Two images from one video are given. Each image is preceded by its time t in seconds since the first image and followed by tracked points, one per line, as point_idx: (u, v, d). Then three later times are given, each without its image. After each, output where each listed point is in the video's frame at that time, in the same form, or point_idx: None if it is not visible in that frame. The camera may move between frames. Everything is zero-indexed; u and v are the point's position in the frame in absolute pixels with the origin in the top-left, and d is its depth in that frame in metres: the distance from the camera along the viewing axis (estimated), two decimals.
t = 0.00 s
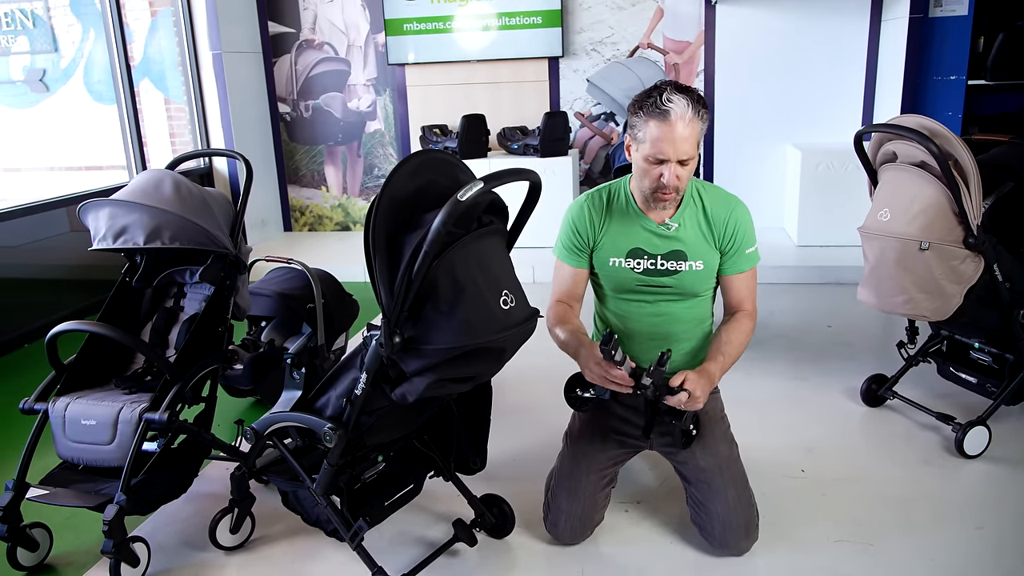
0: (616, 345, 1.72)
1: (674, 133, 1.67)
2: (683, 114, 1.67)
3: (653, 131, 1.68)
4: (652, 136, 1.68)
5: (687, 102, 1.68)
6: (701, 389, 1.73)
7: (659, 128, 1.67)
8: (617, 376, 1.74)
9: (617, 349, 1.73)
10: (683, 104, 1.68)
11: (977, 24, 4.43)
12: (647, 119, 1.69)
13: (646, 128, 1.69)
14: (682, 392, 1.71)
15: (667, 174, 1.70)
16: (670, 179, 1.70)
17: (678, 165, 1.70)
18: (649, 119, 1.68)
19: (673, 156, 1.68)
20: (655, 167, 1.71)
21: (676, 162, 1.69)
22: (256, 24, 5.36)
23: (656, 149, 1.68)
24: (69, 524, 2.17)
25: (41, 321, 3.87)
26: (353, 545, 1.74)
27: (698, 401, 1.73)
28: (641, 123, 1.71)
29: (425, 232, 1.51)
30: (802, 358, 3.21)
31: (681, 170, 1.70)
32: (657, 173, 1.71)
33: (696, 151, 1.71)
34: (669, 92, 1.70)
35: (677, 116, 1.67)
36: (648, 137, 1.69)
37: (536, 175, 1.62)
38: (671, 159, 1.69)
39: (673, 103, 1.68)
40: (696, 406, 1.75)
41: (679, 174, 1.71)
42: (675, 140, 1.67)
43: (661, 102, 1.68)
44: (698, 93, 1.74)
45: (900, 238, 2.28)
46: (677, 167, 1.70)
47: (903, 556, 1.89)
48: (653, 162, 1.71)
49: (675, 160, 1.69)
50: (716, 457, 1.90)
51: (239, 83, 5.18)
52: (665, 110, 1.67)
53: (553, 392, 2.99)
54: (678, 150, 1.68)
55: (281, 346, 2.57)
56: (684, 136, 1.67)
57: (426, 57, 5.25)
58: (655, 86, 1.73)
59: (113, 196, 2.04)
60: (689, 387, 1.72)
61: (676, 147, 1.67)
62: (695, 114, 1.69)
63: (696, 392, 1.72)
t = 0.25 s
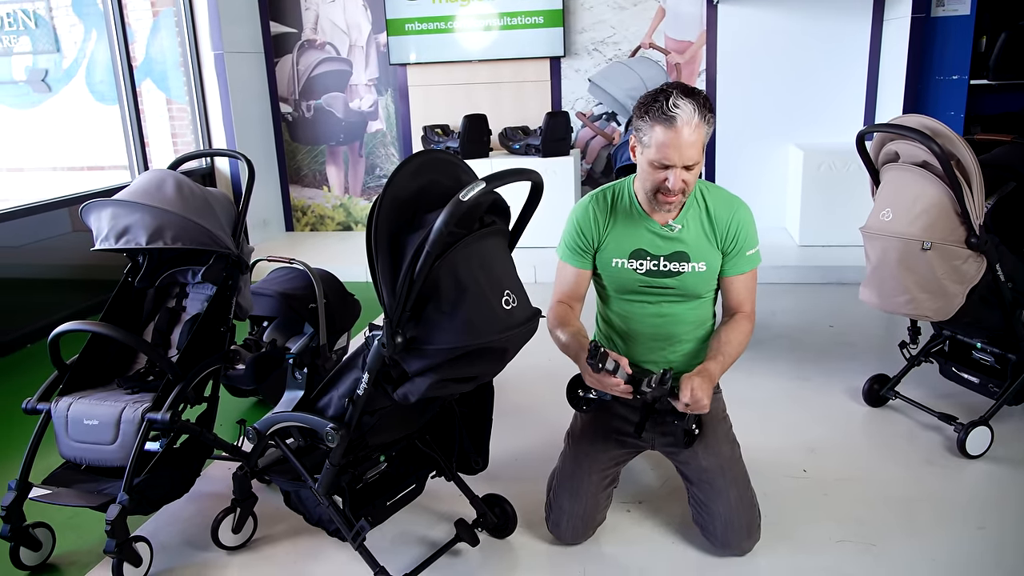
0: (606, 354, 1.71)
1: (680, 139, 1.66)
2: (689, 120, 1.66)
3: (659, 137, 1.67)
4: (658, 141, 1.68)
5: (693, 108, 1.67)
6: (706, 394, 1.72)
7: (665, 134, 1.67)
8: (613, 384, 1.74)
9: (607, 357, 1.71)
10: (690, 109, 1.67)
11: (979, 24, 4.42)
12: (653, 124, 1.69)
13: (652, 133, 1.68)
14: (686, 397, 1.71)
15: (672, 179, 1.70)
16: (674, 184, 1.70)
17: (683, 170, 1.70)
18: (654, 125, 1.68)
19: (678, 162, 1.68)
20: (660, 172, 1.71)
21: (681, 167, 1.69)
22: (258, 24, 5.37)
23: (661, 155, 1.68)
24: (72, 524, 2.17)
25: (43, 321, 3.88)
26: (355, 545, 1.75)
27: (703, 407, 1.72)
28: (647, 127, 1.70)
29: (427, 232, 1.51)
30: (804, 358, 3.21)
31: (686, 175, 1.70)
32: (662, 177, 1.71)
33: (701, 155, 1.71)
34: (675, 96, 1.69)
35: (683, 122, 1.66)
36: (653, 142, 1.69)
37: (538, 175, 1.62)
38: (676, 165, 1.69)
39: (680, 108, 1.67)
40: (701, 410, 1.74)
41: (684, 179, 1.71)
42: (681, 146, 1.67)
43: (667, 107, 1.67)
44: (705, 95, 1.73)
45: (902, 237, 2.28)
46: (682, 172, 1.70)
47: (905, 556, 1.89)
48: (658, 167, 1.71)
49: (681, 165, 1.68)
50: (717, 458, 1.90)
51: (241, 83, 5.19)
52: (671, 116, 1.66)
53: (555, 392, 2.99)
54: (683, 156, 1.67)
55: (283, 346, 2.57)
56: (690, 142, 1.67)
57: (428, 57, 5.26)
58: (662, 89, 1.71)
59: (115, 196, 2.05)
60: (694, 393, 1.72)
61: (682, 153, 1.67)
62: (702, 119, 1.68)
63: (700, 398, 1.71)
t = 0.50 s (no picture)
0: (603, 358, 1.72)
1: (681, 140, 1.66)
2: (691, 122, 1.66)
3: (661, 139, 1.68)
4: (660, 142, 1.68)
5: (696, 110, 1.67)
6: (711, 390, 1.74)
7: (667, 136, 1.67)
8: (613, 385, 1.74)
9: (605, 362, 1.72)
10: (692, 111, 1.66)
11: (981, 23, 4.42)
12: (655, 126, 1.69)
13: (654, 135, 1.69)
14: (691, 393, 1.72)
15: (674, 181, 1.70)
16: (676, 185, 1.70)
17: (685, 171, 1.70)
18: (657, 126, 1.68)
19: (679, 164, 1.68)
20: (662, 173, 1.71)
21: (683, 168, 1.69)
22: (260, 24, 5.37)
23: (663, 157, 1.68)
24: (75, 524, 2.18)
25: (46, 321, 3.88)
26: (358, 545, 1.75)
27: (708, 402, 1.73)
28: (649, 129, 1.71)
29: (430, 233, 1.52)
30: (806, 358, 3.21)
31: (688, 176, 1.70)
32: (663, 179, 1.72)
33: (704, 157, 1.71)
34: (678, 97, 1.69)
35: (685, 124, 1.66)
36: (655, 143, 1.69)
37: (541, 175, 1.62)
38: (678, 167, 1.69)
39: (682, 110, 1.67)
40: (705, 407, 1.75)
41: (686, 181, 1.71)
42: (682, 148, 1.67)
43: (669, 109, 1.67)
44: (708, 97, 1.72)
45: (904, 237, 2.28)
46: (684, 174, 1.70)
47: (907, 556, 1.89)
48: (660, 168, 1.71)
49: (682, 167, 1.69)
50: (720, 457, 1.90)
51: (243, 83, 5.19)
52: (673, 118, 1.66)
53: (557, 391, 2.99)
54: (685, 157, 1.67)
55: (286, 347, 2.55)
56: (692, 144, 1.67)
57: (430, 57, 5.26)
58: (664, 90, 1.71)
59: (119, 196, 2.05)
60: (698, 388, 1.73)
61: (683, 155, 1.67)
62: (704, 121, 1.68)
63: (705, 394, 1.73)
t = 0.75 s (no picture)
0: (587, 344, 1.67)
1: (682, 139, 1.66)
2: (691, 120, 1.66)
3: (661, 137, 1.68)
4: (660, 141, 1.68)
5: (696, 108, 1.67)
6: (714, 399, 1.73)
7: (667, 134, 1.67)
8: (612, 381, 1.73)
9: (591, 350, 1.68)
10: (692, 110, 1.67)
11: (984, 23, 4.41)
12: (655, 124, 1.69)
13: (654, 133, 1.69)
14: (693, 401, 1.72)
15: (675, 179, 1.70)
16: (677, 183, 1.70)
17: (685, 170, 1.70)
18: (657, 125, 1.68)
19: (680, 162, 1.69)
20: (663, 172, 1.72)
21: (683, 167, 1.69)
22: (262, 24, 5.38)
23: (663, 155, 1.69)
24: (79, 523, 2.18)
25: (49, 321, 3.89)
26: (361, 544, 1.75)
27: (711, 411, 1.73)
28: (649, 127, 1.71)
29: (434, 233, 1.52)
30: (808, 358, 3.21)
31: (689, 174, 1.70)
32: (664, 177, 1.72)
33: (704, 155, 1.71)
34: (678, 96, 1.69)
35: (684, 122, 1.66)
36: (656, 142, 1.70)
37: (544, 175, 1.63)
38: (678, 165, 1.69)
39: (682, 108, 1.67)
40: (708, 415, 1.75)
41: (687, 179, 1.71)
42: (683, 146, 1.67)
43: (670, 107, 1.67)
44: (708, 96, 1.73)
45: (907, 237, 2.28)
46: (685, 172, 1.70)
47: (911, 557, 1.89)
48: (661, 167, 1.71)
49: (682, 165, 1.69)
50: (723, 457, 1.90)
51: (245, 83, 5.19)
52: (673, 116, 1.66)
53: (559, 391, 2.99)
54: (685, 156, 1.68)
55: (288, 347, 2.56)
56: (692, 142, 1.67)
57: (432, 57, 5.26)
58: (665, 89, 1.72)
59: (122, 196, 2.06)
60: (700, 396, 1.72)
61: (684, 153, 1.67)
62: (704, 119, 1.68)
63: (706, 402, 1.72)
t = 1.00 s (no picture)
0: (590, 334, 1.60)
1: (680, 134, 1.67)
2: (689, 115, 1.67)
3: (659, 134, 1.69)
4: (659, 137, 1.69)
5: (693, 103, 1.68)
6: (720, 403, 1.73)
7: (665, 130, 1.68)
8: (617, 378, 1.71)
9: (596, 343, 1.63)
10: (689, 105, 1.67)
11: (986, 21, 4.41)
12: (654, 121, 1.70)
13: (653, 130, 1.70)
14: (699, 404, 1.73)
15: (674, 175, 1.71)
16: (677, 180, 1.71)
17: (685, 165, 1.70)
18: (655, 121, 1.69)
19: (679, 157, 1.69)
20: (663, 168, 1.72)
21: (683, 162, 1.70)
22: (264, 25, 5.38)
23: (662, 151, 1.69)
24: (84, 524, 2.18)
25: (53, 322, 3.90)
26: (366, 544, 1.75)
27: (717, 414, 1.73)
28: (648, 125, 1.72)
29: (437, 233, 1.52)
30: (812, 357, 3.21)
31: (688, 170, 1.71)
32: (664, 173, 1.72)
33: (704, 150, 1.71)
34: (675, 92, 1.70)
35: (682, 118, 1.67)
36: (654, 138, 1.70)
37: (547, 175, 1.63)
38: (678, 160, 1.69)
39: (679, 104, 1.68)
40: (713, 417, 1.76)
41: (687, 175, 1.71)
42: (682, 141, 1.67)
43: (667, 104, 1.68)
44: (706, 92, 1.73)
45: (910, 236, 2.28)
46: (685, 167, 1.70)
47: (915, 555, 1.88)
48: (660, 163, 1.72)
49: (682, 161, 1.69)
50: (727, 456, 1.90)
51: (248, 84, 5.20)
52: (670, 112, 1.67)
53: (563, 391, 2.99)
54: (684, 151, 1.68)
55: (292, 348, 2.57)
56: (691, 137, 1.67)
57: (434, 57, 5.27)
58: (662, 87, 1.73)
59: (126, 197, 2.06)
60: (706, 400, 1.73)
61: (682, 148, 1.68)
62: (702, 114, 1.69)
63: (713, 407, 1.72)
